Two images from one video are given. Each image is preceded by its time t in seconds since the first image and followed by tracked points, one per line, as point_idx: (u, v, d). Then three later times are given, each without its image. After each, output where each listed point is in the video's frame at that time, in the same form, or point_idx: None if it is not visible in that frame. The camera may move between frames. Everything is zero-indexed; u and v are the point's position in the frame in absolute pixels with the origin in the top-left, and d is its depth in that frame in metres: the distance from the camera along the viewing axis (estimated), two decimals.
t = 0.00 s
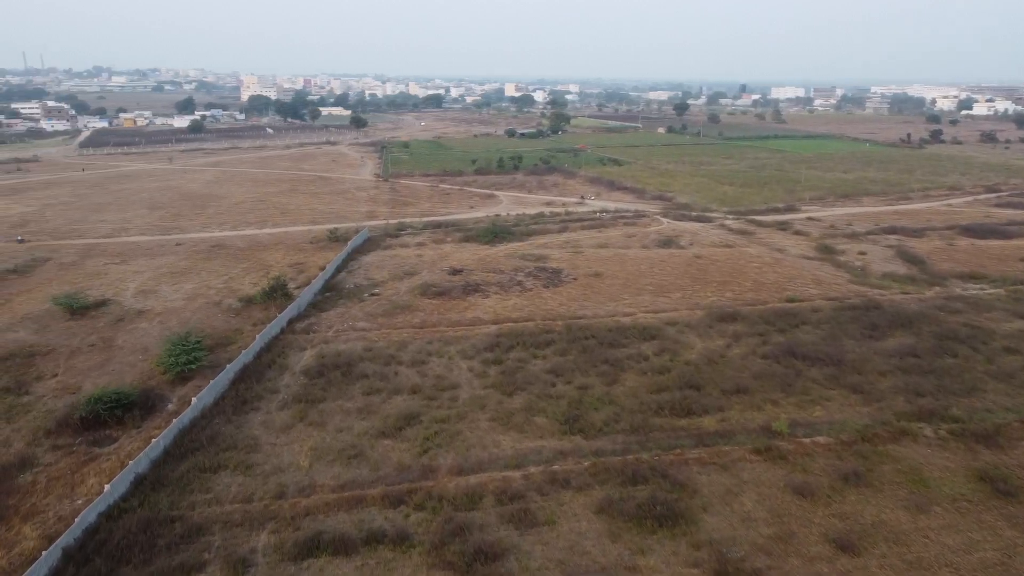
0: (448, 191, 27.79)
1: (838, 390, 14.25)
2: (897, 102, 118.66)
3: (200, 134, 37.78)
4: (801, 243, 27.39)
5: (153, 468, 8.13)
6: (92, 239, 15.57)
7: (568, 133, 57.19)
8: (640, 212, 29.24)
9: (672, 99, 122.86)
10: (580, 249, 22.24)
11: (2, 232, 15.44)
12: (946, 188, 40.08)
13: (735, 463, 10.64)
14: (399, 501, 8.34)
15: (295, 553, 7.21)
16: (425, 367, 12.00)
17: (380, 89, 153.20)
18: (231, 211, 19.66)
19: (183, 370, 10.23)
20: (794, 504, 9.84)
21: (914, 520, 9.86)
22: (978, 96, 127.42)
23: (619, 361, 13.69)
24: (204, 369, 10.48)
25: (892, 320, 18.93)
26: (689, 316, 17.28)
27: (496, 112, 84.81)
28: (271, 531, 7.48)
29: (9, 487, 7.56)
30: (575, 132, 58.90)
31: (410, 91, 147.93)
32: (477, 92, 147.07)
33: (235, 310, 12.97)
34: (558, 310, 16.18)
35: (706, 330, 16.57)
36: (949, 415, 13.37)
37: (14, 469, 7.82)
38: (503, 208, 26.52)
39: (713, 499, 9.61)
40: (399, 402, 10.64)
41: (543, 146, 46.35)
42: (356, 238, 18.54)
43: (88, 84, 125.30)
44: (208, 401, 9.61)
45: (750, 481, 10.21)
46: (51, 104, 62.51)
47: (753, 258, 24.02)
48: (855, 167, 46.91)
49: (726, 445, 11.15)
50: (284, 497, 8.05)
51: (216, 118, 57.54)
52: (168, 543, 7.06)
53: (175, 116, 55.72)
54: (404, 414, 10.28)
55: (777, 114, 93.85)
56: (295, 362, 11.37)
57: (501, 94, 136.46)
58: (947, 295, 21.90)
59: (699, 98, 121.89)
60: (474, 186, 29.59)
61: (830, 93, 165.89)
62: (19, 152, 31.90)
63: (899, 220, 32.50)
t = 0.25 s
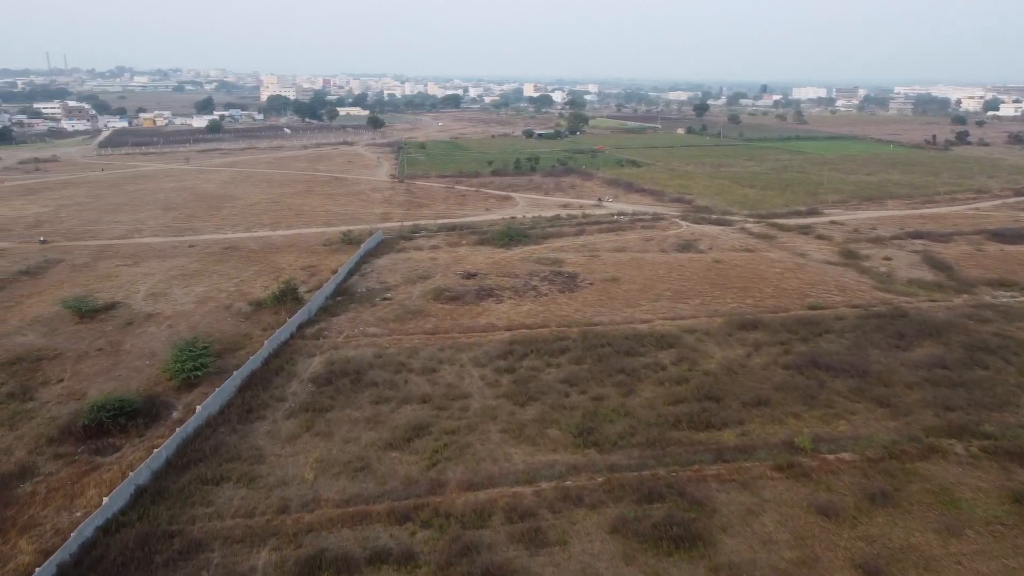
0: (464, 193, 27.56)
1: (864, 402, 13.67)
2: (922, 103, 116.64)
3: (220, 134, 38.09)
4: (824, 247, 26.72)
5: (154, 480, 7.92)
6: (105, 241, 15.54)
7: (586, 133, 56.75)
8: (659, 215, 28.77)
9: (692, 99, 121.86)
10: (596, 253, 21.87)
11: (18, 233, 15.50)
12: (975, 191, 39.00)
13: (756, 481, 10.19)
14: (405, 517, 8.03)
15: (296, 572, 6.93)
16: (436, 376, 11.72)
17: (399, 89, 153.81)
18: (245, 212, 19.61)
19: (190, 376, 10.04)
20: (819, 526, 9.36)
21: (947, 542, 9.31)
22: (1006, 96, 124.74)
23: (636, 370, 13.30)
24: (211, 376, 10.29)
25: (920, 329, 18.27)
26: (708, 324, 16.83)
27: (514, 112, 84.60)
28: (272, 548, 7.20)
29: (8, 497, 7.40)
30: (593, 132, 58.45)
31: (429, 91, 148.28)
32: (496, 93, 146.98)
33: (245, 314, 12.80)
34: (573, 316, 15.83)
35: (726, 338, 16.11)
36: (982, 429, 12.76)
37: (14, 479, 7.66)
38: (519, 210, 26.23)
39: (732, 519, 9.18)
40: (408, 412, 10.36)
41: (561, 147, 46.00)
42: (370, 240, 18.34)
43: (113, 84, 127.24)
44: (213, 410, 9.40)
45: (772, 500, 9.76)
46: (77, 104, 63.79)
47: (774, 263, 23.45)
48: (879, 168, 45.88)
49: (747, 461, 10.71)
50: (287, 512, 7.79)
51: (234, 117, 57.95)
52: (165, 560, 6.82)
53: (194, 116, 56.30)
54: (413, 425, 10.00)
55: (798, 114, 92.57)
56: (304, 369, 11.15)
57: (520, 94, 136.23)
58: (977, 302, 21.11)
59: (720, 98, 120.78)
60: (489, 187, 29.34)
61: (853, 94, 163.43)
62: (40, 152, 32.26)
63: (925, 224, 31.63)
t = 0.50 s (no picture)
0: (479, 194, 27.31)
1: (890, 415, 13.09)
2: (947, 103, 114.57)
3: (238, 134, 38.27)
4: (847, 252, 26.05)
5: (154, 492, 7.71)
6: (118, 243, 15.48)
7: (604, 134, 56.23)
8: (677, 218, 28.28)
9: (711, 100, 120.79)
10: (613, 257, 21.47)
11: (33, 234, 15.52)
12: (1003, 195, 37.91)
13: (778, 500, 9.73)
14: (411, 535, 7.72)
15: None
16: (446, 385, 11.42)
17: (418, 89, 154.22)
18: (259, 213, 19.53)
19: (195, 383, 9.85)
20: (845, 548, 8.88)
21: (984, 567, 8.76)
22: None
23: (652, 380, 12.90)
24: (217, 383, 10.08)
25: (949, 338, 17.61)
26: (727, 332, 16.36)
27: (532, 113, 84.27)
28: (272, 566, 6.93)
29: (6, 508, 7.23)
30: (611, 133, 57.94)
31: (447, 91, 148.47)
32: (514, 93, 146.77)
33: (254, 319, 12.61)
34: (588, 322, 15.47)
35: (746, 347, 15.63)
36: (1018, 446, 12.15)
37: (13, 489, 7.50)
38: (535, 212, 25.91)
39: (753, 540, 8.73)
40: (417, 423, 10.07)
41: (578, 148, 45.60)
42: (383, 243, 18.13)
43: (136, 84, 129.07)
44: (217, 419, 9.18)
45: (795, 520, 9.29)
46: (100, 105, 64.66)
47: (796, 269, 22.87)
48: (904, 171, 44.85)
49: (768, 478, 10.26)
50: (289, 528, 7.52)
51: (253, 118, 58.33)
52: None
53: (214, 116, 56.77)
54: (421, 436, 9.70)
55: (820, 115, 91.15)
56: (312, 377, 10.92)
57: (538, 93, 135.89)
58: (1008, 311, 20.36)
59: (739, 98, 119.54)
60: (505, 189, 29.06)
61: (877, 94, 160.78)
62: (60, 151, 32.58)
63: (952, 228, 30.75)
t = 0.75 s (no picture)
0: (495, 195, 27.05)
1: (918, 430, 12.48)
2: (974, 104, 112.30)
3: (256, 134, 38.45)
4: (872, 257, 25.34)
5: (154, 505, 7.50)
6: (131, 244, 15.43)
7: (622, 134, 55.69)
8: (696, 221, 27.77)
9: (732, 100, 119.68)
10: (630, 261, 21.08)
11: (46, 235, 15.52)
12: None
13: (801, 521, 9.24)
14: (416, 554, 7.39)
15: None
16: (457, 394, 11.12)
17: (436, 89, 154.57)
18: (272, 214, 19.42)
19: (201, 390, 9.65)
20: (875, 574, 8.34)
21: None
22: None
23: (669, 392, 12.49)
24: (223, 391, 9.88)
25: (980, 348, 16.93)
26: (747, 340, 15.88)
27: (550, 113, 83.95)
28: None
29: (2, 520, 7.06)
30: (629, 134, 57.41)
31: (465, 91, 148.56)
32: (532, 93, 146.47)
33: (262, 323, 12.42)
34: (603, 329, 15.10)
35: (766, 356, 15.16)
36: None
37: (12, 500, 7.34)
38: (551, 214, 25.59)
39: (775, 564, 8.25)
40: (426, 434, 9.77)
41: (596, 149, 45.17)
42: (396, 246, 17.95)
43: (159, 84, 130.83)
44: (222, 429, 8.98)
45: (820, 543, 8.78)
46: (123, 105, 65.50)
47: (818, 274, 22.28)
48: (929, 173, 43.78)
49: (791, 497, 9.77)
50: (291, 545, 7.25)
51: (271, 118, 58.66)
52: None
53: (233, 116, 57.17)
54: (430, 448, 9.40)
55: (843, 116, 89.71)
56: (320, 385, 10.69)
57: (556, 93, 135.58)
58: None
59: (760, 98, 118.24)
60: (521, 190, 28.78)
61: (902, 94, 157.99)
62: (80, 151, 32.87)
63: (981, 233, 29.84)
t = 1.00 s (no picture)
0: (510, 197, 26.77)
1: (947, 447, 11.78)
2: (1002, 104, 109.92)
3: (273, 134, 38.57)
4: (897, 263, 24.61)
5: (154, 519, 7.29)
6: (144, 246, 15.38)
7: (640, 135, 55.13)
8: (715, 224, 27.23)
9: (752, 101, 118.36)
10: (647, 265, 20.66)
11: (60, 236, 15.53)
12: None
13: (826, 543, 8.73)
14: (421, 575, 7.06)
15: None
16: (467, 405, 10.81)
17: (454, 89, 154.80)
18: (286, 216, 19.31)
19: (206, 398, 9.45)
20: None
21: None
22: None
23: (687, 403, 12.07)
24: (228, 399, 9.67)
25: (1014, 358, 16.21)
26: (768, 349, 15.39)
27: (568, 114, 83.54)
28: None
29: None
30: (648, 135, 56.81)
31: (483, 91, 148.55)
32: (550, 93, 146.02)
33: (271, 328, 12.23)
34: (619, 337, 14.72)
35: (788, 366, 14.66)
36: None
37: (9, 511, 7.18)
38: (567, 217, 25.24)
39: None
40: (434, 447, 9.47)
41: (614, 150, 44.72)
42: (410, 249, 17.74)
43: (181, 85, 132.54)
44: (226, 439, 8.76)
45: (846, 567, 8.26)
46: (145, 106, 66.34)
47: (842, 280, 21.65)
48: (956, 176, 42.68)
49: (815, 517, 9.27)
50: (291, 562, 6.98)
51: (290, 118, 59.00)
52: None
53: (251, 116, 57.57)
54: (438, 462, 9.09)
55: (867, 117, 88.13)
56: (328, 393, 10.46)
57: (574, 94, 135.02)
58: None
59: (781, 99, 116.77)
60: (537, 192, 28.47)
61: (927, 95, 155.10)
62: (99, 151, 33.16)
63: (1012, 238, 28.90)
